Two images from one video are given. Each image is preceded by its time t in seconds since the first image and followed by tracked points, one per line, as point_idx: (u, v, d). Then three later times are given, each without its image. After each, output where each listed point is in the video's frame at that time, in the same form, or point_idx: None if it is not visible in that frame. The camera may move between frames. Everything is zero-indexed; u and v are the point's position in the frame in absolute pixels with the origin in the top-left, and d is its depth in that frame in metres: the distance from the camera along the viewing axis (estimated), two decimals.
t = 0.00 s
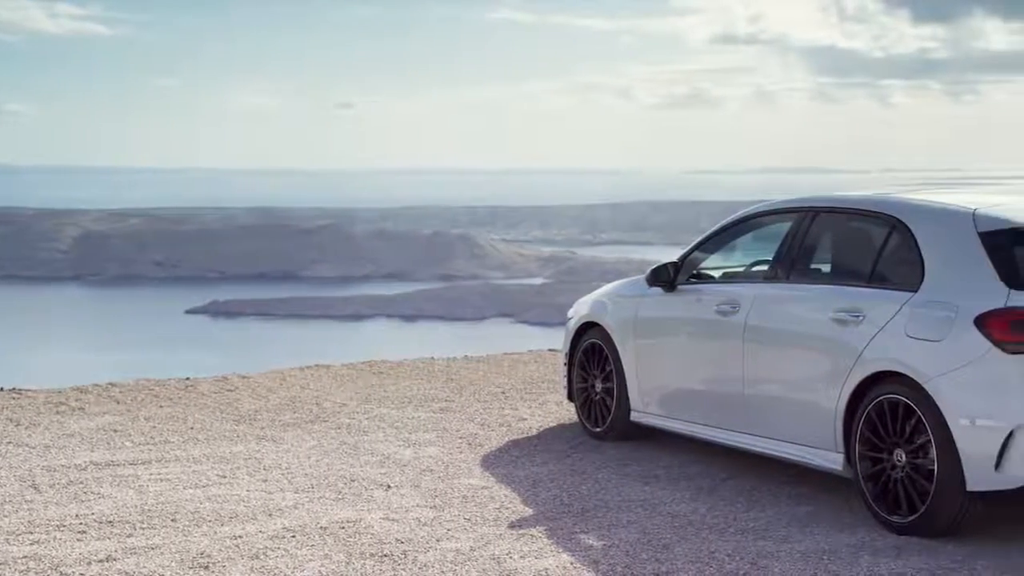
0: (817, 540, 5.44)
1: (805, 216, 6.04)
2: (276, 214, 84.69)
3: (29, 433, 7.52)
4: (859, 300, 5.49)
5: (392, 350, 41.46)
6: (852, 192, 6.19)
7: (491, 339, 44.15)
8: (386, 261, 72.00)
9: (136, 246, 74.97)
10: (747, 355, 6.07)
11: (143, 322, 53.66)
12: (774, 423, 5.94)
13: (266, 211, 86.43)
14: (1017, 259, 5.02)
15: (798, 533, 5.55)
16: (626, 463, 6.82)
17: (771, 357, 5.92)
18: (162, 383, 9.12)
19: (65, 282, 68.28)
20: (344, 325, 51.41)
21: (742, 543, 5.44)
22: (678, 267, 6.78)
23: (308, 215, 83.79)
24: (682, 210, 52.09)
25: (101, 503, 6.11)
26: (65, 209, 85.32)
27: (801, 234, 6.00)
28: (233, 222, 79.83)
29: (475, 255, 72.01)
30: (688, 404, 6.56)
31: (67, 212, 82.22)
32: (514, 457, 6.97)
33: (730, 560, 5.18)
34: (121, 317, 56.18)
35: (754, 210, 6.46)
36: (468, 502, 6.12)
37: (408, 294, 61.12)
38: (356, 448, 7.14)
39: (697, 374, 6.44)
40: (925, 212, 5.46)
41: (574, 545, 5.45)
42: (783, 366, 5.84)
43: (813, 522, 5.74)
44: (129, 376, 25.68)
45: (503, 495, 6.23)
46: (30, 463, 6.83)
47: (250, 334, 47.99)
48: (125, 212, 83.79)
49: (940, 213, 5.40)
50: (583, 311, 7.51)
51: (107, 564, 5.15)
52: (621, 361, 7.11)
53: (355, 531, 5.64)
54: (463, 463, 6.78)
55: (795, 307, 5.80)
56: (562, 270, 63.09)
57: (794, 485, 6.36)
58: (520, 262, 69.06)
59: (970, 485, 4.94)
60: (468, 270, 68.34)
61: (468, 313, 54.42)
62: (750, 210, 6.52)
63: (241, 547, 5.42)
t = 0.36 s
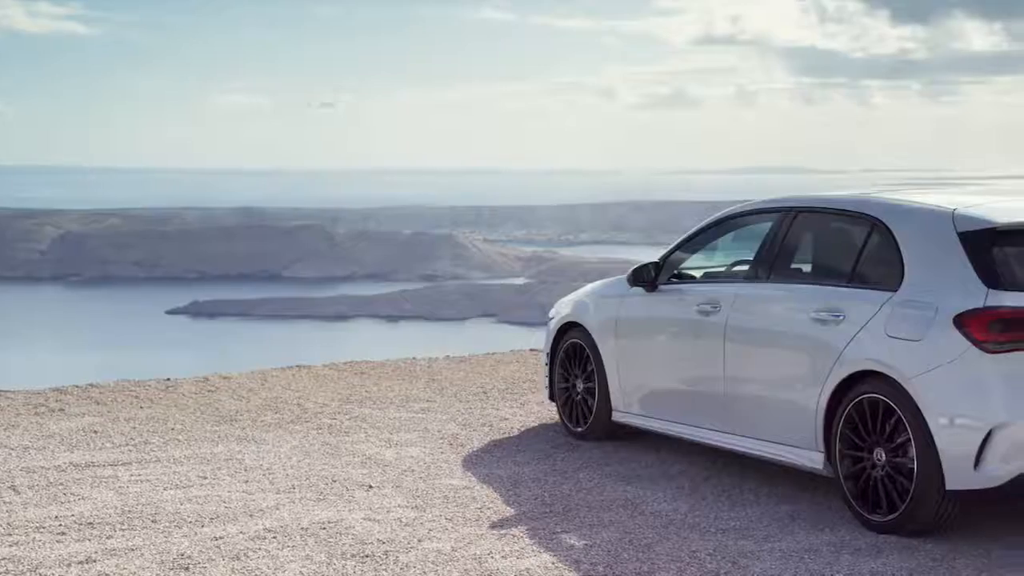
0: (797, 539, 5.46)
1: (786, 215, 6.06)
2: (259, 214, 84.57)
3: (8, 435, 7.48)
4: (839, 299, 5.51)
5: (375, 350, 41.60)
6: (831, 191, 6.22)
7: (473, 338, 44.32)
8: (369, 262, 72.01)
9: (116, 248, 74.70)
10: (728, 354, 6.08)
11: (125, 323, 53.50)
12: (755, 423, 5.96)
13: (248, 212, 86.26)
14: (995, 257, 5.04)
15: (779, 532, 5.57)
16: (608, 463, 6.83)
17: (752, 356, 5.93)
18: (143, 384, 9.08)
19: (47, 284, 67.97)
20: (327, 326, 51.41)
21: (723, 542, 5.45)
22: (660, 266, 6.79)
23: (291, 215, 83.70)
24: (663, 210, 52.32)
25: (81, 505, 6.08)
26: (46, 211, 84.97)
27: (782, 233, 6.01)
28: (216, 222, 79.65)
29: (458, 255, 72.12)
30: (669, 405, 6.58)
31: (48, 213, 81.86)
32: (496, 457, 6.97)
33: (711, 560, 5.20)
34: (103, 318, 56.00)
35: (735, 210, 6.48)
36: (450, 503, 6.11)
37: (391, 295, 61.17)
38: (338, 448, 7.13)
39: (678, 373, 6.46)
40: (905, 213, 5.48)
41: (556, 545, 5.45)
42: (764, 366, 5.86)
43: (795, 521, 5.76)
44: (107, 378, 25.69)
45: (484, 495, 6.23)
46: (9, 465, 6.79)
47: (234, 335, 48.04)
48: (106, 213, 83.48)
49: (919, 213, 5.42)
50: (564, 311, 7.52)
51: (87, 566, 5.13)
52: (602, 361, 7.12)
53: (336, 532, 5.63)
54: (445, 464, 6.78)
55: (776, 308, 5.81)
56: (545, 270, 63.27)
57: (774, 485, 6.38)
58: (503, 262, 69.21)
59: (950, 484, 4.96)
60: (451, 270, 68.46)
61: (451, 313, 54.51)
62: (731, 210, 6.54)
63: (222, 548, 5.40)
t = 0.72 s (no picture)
0: (777, 537, 5.48)
1: (766, 214, 6.08)
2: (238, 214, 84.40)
3: None
4: (819, 299, 5.52)
5: (356, 350, 41.66)
6: (811, 192, 6.24)
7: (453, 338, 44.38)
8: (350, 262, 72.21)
9: (96, 248, 74.38)
10: (708, 354, 6.10)
11: (104, 323, 53.32)
12: (736, 422, 5.97)
13: (228, 212, 86.06)
14: (974, 257, 5.05)
15: (759, 531, 5.58)
16: (588, 462, 6.84)
17: (732, 357, 5.94)
18: (122, 385, 9.04)
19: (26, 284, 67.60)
20: (307, 326, 51.36)
21: (702, 541, 5.47)
22: (640, 266, 6.80)
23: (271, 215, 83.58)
24: (643, 211, 52.51)
25: (59, 506, 6.04)
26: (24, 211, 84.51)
27: (761, 233, 6.04)
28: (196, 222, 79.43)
29: (439, 254, 72.19)
30: (651, 404, 6.58)
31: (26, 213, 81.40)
32: (476, 457, 6.98)
33: (691, 559, 5.20)
34: (82, 318, 55.76)
35: (715, 210, 6.49)
36: (431, 502, 6.11)
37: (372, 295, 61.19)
38: (318, 449, 7.11)
39: (658, 373, 6.47)
40: (884, 213, 5.51)
41: (536, 544, 5.45)
42: (744, 365, 5.87)
43: (775, 520, 5.77)
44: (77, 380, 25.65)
45: (465, 495, 6.22)
46: None
47: (214, 335, 47.95)
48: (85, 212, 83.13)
49: (898, 213, 5.44)
50: (545, 311, 7.52)
51: (67, 567, 5.10)
52: (583, 361, 7.13)
53: (316, 532, 5.62)
54: (425, 463, 6.78)
55: (756, 308, 5.83)
56: (525, 270, 63.41)
57: (755, 484, 6.39)
58: (484, 262, 69.33)
59: (929, 483, 4.98)
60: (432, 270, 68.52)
61: (431, 313, 54.55)
62: (712, 210, 6.54)
63: (202, 549, 5.38)
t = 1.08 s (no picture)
0: (758, 537, 5.48)
1: (745, 215, 6.10)
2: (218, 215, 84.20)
3: None
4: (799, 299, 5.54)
5: (337, 350, 41.62)
6: (790, 192, 6.25)
7: (434, 339, 44.39)
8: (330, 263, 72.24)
9: (75, 248, 74.02)
10: (688, 354, 6.11)
11: (81, 323, 53.12)
12: (716, 421, 5.98)
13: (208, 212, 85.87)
14: (951, 257, 5.08)
15: (738, 531, 5.59)
16: (569, 462, 6.84)
17: (712, 355, 5.95)
18: (100, 386, 8.99)
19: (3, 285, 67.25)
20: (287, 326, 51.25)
21: (682, 541, 5.48)
22: (620, 266, 6.80)
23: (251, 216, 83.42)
24: (624, 211, 52.67)
25: (37, 508, 6.00)
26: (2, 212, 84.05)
27: (740, 233, 6.05)
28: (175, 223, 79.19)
29: (420, 254, 72.22)
30: (631, 405, 6.59)
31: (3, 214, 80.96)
32: (457, 457, 6.97)
33: (671, 558, 5.21)
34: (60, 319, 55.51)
35: (694, 210, 6.51)
36: (412, 503, 6.10)
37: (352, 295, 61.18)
38: (298, 450, 7.08)
39: (639, 372, 6.48)
40: (862, 213, 5.53)
41: (517, 545, 5.45)
42: (725, 365, 5.88)
43: (754, 519, 5.79)
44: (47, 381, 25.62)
45: (446, 496, 6.22)
46: None
47: (194, 335, 47.85)
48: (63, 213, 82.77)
49: (877, 214, 5.46)
50: (525, 311, 7.52)
51: (44, 570, 5.07)
52: (563, 361, 7.13)
53: (295, 533, 5.60)
54: (406, 464, 6.77)
55: (736, 308, 5.84)
56: (506, 270, 63.49)
57: (734, 484, 6.40)
58: (465, 262, 69.40)
59: (907, 480, 5.00)
60: (413, 270, 68.52)
61: (412, 313, 54.54)
62: (691, 210, 6.56)
63: (182, 550, 5.37)
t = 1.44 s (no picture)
0: (736, 536, 5.50)
1: (724, 214, 6.11)
2: (195, 216, 84.03)
3: None
4: (776, 298, 5.56)
5: (315, 351, 41.58)
6: (767, 192, 6.27)
7: (413, 339, 44.38)
8: (309, 263, 72.19)
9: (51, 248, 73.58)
10: (667, 353, 6.11)
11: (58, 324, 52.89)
12: (694, 422, 6.00)
13: (186, 213, 85.70)
14: (927, 256, 5.10)
15: (716, 530, 5.60)
16: (547, 461, 6.84)
17: (692, 356, 5.96)
18: (76, 387, 8.94)
19: None
20: (266, 326, 51.13)
21: (660, 540, 5.48)
22: (598, 266, 6.81)
23: (229, 217, 83.28)
24: (602, 211, 52.86)
25: (13, 509, 5.97)
26: None
27: (719, 231, 6.06)
28: (153, 224, 78.97)
29: (400, 254, 72.27)
30: (610, 404, 6.59)
31: None
32: (436, 457, 6.96)
33: (649, 557, 5.21)
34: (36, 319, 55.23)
35: (672, 211, 6.52)
36: (390, 503, 6.09)
37: (330, 295, 61.17)
38: (276, 451, 7.06)
39: (617, 372, 6.48)
40: (838, 213, 5.56)
41: (495, 544, 5.44)
42: (703, 365, 5.89)
43: (732, 518, 5.80)
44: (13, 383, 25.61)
45: (424, 495, 6.22)
46: None
47: (172, 335, 47.73)
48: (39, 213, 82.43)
49: (854, 213, 5.48)
50: (504, 311, 7.51)
51: (19, 572, 5.04)
52: (541, 361, 7.13)
53: (273, 534, 5.59)
54: (385, 464, 6.76)
55: (715, 307, 5.85)
56: (485, 270, 63.58)
57: (713, 483, 6.42)
58: (444, 262, 69.46)
59: (883, 480, 5.03)
60: (392, 270, 68.54)
61: (391, 313, 54.52)
62: (669, 210, 6.56)
63: (159, 551, 5.34)
